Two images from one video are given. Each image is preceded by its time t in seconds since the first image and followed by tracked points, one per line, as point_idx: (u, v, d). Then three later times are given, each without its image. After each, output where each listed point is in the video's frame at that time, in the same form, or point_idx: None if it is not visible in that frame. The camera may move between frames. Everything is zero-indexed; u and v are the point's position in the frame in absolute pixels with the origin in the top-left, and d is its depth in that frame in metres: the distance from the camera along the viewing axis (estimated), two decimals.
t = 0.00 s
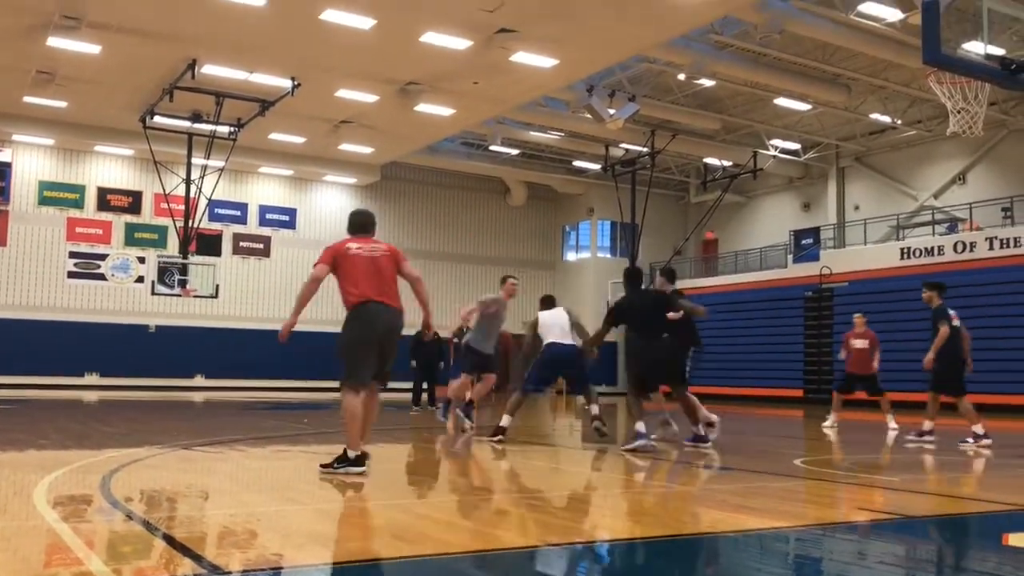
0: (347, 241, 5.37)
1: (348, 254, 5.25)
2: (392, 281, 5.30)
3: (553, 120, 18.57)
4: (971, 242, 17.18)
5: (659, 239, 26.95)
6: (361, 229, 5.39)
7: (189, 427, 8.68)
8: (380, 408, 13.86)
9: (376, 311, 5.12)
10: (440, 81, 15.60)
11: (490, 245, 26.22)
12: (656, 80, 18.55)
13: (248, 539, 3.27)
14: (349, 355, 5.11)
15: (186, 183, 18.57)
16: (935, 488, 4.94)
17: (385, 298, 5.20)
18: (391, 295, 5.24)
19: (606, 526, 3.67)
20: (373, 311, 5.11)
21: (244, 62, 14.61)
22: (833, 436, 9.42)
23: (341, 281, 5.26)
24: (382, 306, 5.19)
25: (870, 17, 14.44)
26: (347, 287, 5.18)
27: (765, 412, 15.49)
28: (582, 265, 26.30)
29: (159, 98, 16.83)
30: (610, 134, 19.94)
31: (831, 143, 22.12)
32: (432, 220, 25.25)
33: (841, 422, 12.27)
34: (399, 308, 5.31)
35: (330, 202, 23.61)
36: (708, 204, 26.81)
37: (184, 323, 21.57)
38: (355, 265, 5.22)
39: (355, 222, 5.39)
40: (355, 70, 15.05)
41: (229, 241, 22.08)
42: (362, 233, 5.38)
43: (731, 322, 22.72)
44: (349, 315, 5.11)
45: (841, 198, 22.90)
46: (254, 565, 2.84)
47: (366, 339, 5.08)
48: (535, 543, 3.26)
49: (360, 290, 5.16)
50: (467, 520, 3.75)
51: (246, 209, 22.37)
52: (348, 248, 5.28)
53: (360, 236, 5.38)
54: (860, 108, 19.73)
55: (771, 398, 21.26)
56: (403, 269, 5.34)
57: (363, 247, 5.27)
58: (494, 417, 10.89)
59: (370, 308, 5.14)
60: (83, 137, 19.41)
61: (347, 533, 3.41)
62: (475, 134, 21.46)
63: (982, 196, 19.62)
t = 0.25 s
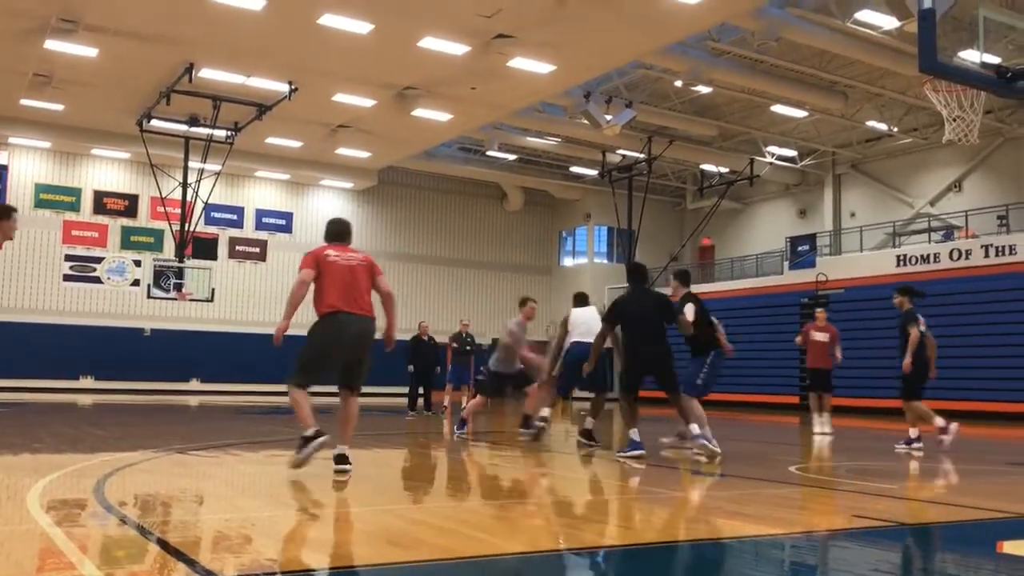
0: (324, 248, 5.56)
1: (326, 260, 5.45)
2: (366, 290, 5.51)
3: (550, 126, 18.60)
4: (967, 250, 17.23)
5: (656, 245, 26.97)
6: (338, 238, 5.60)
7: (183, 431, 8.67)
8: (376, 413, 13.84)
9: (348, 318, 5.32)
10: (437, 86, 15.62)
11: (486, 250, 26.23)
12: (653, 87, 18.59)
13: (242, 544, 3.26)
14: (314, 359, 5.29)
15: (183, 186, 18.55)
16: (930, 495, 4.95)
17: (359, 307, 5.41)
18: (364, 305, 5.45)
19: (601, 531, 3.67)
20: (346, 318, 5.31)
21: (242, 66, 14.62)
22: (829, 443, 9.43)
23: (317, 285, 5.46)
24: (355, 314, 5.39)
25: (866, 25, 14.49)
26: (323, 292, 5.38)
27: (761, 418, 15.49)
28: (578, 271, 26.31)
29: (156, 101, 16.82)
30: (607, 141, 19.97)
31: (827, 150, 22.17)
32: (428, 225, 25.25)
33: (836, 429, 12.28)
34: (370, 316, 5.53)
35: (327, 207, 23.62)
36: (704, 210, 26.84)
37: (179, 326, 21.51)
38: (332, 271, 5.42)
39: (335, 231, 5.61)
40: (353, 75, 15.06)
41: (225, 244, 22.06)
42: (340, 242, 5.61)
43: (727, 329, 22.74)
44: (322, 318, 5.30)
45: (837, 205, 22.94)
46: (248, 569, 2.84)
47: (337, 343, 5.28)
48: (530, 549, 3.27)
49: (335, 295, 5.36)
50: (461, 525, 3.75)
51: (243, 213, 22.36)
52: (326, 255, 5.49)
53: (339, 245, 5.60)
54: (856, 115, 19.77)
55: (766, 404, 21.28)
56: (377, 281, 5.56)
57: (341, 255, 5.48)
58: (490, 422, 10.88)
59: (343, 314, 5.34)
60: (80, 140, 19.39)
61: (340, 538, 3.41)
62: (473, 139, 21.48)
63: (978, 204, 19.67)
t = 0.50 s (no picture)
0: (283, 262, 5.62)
1: (286, 274, 5.51)
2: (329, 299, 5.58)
3: (542, 131, 18.61)
4: (957, 257, 17.31)
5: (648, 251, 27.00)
6: (295, 250, 5.66)
7: (172, 434, 8.63)
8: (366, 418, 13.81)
9: (315, 328, 5.40)
10: (430, 91, 15.61)
11: (477, 255, 26.21)
12: (645, 93, 18.63)
13: (229, 548, 3.25)
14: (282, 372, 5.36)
15: (173, 189, 18.49)
16: (918, 503, 4.96)
17: (323, 317, 5.47)
18: (328, 313, 5.52)
19: (589, 537, 3.67)
20: (313, 329, 5.39)
21: (235, 68, 14.59)
22: (820, 449, 9.47)
23: (278, 299, 5.51)
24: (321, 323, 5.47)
25: (857, 33, 14.53)
26: (286, 305, 5.44)
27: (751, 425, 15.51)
28: (570, 276, 26.31)
29: (147, 103, 16.77)
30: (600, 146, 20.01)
31: (818, 158, 22.25)
32: (420, 229, 25.23)
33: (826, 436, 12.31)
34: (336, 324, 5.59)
35: (318, 210, 23.58)
36: (696, 217, 26.90)
37: (170, 329, 21.44)
38: (294, 284, 5.47)
39: (293, 243, 5.65)
40: (346, 78, 15.05)
41: (216, 247, 21.98)
42: (298, 254, 5.66)
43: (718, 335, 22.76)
44: (288, 332, 5.36)
45: (828, 212, 23.01)
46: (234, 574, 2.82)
47: (306, 355, 5.37)
48: (517, 554, 3.26)
49: (299, 308, 5.42)
50: (449, 531, 3.74)
51: (233, 216, 22.31)
52: (285, 269, 5.54)
53: (296, 257, 5.65)
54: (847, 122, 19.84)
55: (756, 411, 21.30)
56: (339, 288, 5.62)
57: (300, 268, 5.54)
58: (481, 427, 10.87)
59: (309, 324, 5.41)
60: (70, 142, 19.32)
61: (328, 543, 3.39)
62: (465, 144, 21.49)
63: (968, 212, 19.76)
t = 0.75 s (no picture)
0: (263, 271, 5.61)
1: (269, 281, 5.50)
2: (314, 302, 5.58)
3: (531, 134, 18.63)
4: (941, 263, 17.39)
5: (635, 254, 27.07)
6: (276, 258, 5.65)
7: (157, 435, 8.60)
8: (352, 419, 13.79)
9: (301, 330, 5.40)
10: (419, 92, 15.60)
11: (465, 257, 26.20)
12: (634, 97, 18.68)
13: (213, 550, 3.24)
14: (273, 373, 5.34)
15: (160, 189, 18.41)
16: (900, 507, 4.99)
17: (310, 317, 5.48)
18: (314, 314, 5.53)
19: (575, 540, 3.68)
20: (300, 331, 5.40)
21: (223, 69, 14.55)
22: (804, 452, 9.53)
23: (262, 305, 5.49)
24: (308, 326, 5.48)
25: (844, 39, 14.62)
26: (271, 311, 5.44)
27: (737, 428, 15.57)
28: (558, 279, 26.35)
29: (134, 103, 16.70)
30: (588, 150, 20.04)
31: (805, 162, 22.35)
32: (407, 231, 25.21)
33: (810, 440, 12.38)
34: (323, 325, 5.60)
35: (305, 211, 23.53)
36: (683, 220, 26.98)
37: (155, 329, 21.36)
38: (277, 289, 5.47)
39: (275, 251, 5.64)
40: (334, 80, 15.03)
41: (203, 248, 21.91)
42: (280, 261, 5.65)
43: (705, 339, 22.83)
44: (275, 335, 5.35)
45: (815, 216, 23.12)
46: None
47: (297, 355, 5.38)
48: (502, 557, 3.26)
49: (284, 313, 5.42)
50: (434, 533, 3.74)
51: (220, 216, 22.23)
52: (268, 276, 5.53)
53: (278, 264, 5.64)
54: (834, 128, 19.93)
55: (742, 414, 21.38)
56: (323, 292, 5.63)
57: (283, 274, 5.54)
58: (467, 429, 10.87)
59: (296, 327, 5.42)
60: (55, 141, 19.21)
61: (312, 545, 3.39)
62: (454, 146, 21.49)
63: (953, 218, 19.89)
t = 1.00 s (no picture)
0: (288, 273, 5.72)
1: (288, 284, 5.61)
2: (325, 313, 5.67)
3: (512, 135, 18.64)
4: (918, 267, 17.51)
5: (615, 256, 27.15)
6: (304, 263, 5.75)
7: (132, 434, 8.53)
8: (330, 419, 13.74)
9: (301, 338, 5.52)
10: (400, 92, 15.57)
11: (446, 257, 26.17)
12: (615, 99, 18.72)
13: (189, 551, 3.22)
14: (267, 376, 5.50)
15: (138, 186, 18.27)
16: (874, 508, 5.03)
17: (313, 328, 5.59)
18: (319, 327, 5.62)
19: (553, 540, 3.68)
20: (299, 339, 5.51)
21: (203, 66, 14.47)
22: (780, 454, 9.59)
23: (277, 305, 5.62)
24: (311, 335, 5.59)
25: (824, 44, 14.72)
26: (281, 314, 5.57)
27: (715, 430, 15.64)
28: (538, 280, 26.37)
29: (112, 99, 16.57)
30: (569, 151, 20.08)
31: (785, 166, 22.48)
32: (387, 231, 25.15)
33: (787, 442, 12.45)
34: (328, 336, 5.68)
35: (285, 210, 23.42)
36: (663, 222, 27.08)
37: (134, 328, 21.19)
38: (293, 293, 5.57)
39: (305, 254, 5.73)
40: (316, 78, 14.97)
41: (181, 246, 21.75)
42: (307, 266, 5.75)
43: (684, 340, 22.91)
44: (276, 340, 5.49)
45: (793, 219, 23.27)
46: None
47: (291, 364, 5.49)
48: (480, 558, 3.26)
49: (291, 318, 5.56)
50: (412, 534, 3.74)
51: (199, 215, 22.08)
52: (289, 279, 5.64)
53: (305, 267, 5.74)
54: (813, 132, 20.05)
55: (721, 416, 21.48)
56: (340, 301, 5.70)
57: (303, 280, 5.63)
58: (445, 430, 10.85)
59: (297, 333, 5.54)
60: (32, 138, 19.01)
61: (289, 546, 3.38)
62: (435, 146, 21.47)
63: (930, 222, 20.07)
